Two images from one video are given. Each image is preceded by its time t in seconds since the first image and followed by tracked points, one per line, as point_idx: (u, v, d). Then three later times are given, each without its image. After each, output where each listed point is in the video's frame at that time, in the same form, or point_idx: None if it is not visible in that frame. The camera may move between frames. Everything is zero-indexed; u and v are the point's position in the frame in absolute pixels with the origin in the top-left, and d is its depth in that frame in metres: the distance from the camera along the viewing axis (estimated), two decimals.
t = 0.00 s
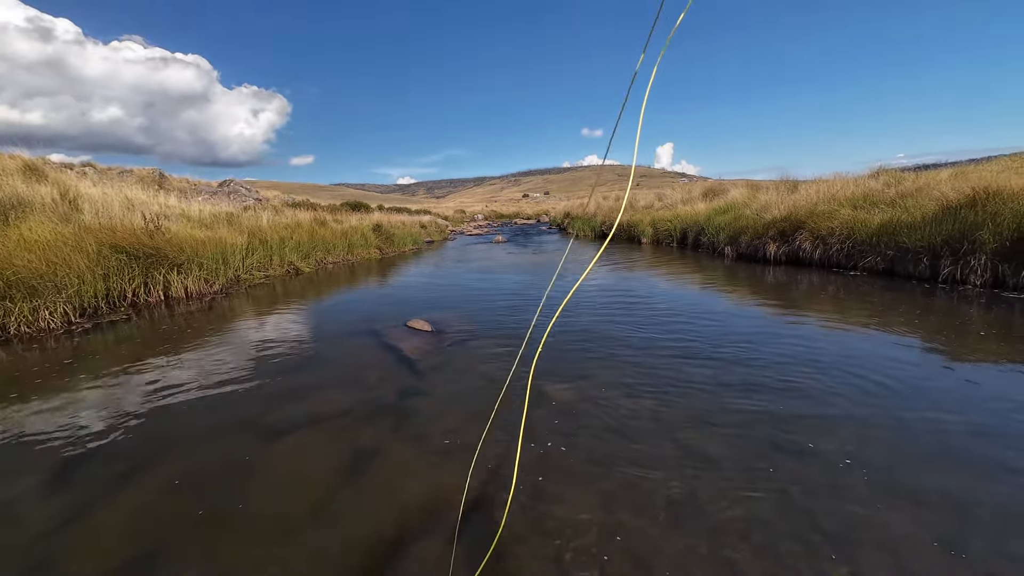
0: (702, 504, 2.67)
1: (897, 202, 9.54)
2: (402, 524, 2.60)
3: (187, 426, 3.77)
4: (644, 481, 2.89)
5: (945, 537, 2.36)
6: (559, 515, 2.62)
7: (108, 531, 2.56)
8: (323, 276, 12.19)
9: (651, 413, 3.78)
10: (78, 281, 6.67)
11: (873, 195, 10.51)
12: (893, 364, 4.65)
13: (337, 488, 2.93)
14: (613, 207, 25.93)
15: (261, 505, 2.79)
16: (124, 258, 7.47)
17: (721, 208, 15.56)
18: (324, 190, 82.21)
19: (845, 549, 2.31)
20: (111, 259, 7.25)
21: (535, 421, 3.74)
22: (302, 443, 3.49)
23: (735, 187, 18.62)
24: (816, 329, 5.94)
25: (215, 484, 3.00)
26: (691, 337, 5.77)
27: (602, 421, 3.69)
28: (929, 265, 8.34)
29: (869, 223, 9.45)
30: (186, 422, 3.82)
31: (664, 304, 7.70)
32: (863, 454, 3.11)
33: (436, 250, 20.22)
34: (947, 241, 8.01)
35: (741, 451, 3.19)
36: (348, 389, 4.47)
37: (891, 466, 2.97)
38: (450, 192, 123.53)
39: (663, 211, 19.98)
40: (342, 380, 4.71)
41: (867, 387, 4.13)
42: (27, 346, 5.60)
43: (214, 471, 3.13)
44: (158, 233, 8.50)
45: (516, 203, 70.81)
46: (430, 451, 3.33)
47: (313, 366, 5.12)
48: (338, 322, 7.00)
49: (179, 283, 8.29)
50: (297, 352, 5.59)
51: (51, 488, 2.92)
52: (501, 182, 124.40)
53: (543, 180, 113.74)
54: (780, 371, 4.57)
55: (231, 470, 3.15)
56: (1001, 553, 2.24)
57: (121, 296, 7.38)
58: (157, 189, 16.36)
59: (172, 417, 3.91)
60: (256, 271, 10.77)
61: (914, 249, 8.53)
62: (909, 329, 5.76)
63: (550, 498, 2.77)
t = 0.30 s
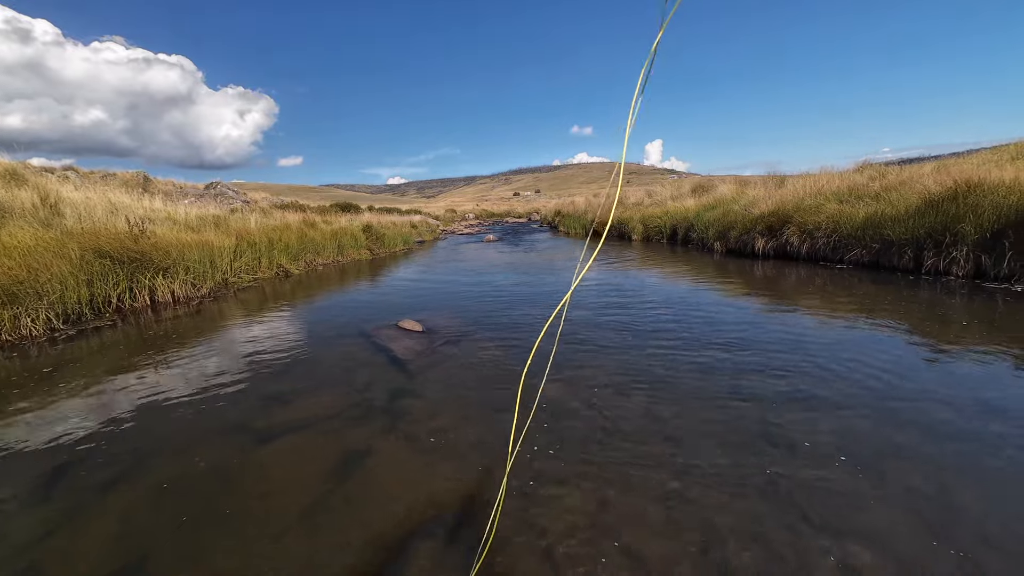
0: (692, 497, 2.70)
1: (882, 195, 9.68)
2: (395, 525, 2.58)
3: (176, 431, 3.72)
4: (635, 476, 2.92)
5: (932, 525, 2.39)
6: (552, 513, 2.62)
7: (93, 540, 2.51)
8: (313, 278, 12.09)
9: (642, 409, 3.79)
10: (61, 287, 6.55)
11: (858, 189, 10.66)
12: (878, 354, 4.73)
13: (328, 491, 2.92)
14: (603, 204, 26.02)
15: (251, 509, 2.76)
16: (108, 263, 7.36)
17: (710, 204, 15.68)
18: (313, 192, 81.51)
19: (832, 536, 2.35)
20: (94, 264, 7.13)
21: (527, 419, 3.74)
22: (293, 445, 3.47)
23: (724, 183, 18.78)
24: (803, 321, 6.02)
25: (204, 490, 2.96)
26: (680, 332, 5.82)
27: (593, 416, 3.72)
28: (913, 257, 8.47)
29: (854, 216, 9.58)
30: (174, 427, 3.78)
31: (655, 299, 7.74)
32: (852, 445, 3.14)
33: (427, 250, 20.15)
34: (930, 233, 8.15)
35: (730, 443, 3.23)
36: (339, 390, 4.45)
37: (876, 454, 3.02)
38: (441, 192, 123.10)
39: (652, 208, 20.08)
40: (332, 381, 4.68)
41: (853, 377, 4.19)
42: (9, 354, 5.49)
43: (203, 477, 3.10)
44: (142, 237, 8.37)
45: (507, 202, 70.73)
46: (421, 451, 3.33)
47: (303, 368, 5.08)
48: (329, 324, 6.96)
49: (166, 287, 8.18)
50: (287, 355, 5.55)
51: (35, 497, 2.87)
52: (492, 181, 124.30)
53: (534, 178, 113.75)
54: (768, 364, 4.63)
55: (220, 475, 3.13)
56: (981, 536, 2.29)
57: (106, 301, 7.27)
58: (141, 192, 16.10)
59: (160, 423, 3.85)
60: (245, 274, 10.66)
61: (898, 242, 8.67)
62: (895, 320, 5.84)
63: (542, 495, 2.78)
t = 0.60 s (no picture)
0: (685, 490, 2.72)
1: (866, 189, 9.84)
2: (389, 525, 2.57)
3: (164, 436, 3.67)
4: (629, 471, 2.93)
5: (918, 511, 2.44)
6: (546, 510, 2.63)
7: (80, 549, 2.47)
8: (302, 279, 11.96)
9: (634, 405, 3.82)
10: (42, 293, 6.41)
11: (843, 183, 10.82)
12: (865, 345, 4.81)
13: (321, 493, 2.89)
14: (593, 202, 26.11)
15: (243, 514, 2.73)
16: (91, 267, 7.21)
17: (698, 199, 15.81)
18: (300, 192, 80.62)
19: (823, 526, 2.39)
20: (76, 268, 6.99)
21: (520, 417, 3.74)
22: (284, 448, 3.43)
23: (712, 179, 18.94)
24: (792, 314, 6.10)
25: (194, 495, 2.92)
26: (672, 327, 5.86)
27: (586, 413, 3.73)
28: (897, 249, 8.63)
29: (840, 210, 9.73)
30: (163, 433, 3.72)
31: (645, 295, 7.78)
32: (840, 435, 3.19)
33: (418, 249, 20.05)
34: (914, 225, 8.30)
35: (722, 436, 3.26)
36: (331, 392, 4.41)
37: (865, 444, 3.07)
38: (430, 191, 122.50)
39: (642, 204, 20.19)
40: (324, 383, 4.64)
41: (841, 368, 4.26)
42: None
43: (193, 482, 3.05)
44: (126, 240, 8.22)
45: (496, 200, 70.57)
46: (415, 451, 3.32)
47: (294, 370, 5.03)
48: (319, 325, 6.90)
49: (151, 291, 8.05)
50: (277, 357, 5.49)
51: (19, 507, 2.81)
52: (481, 179, 124.01)
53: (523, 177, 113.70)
54: (758, 357, 4.68)
55: (211, 480, 3.08)
56: (966, 522, 2.34)
57: (89, 306, 7.14)
58: (123, 194, 15.79)
59: (148, 428, 3.80)
60: (232, 277, 10.52)
61: (882, 234, 8.82)
62: (880, 311, 5.94)
63: (537, 493, 2.78)
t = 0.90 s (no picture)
0: (679, 483, 2.74)
1: (851, 184, 9.97)
2: (383, 525, 2.55)
3: (150, 440, 3.59)
4: (622, 466, 2.94)
5: (909, 500, 2.47)
6: (541, 507, 2.62)
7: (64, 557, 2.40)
8: (291, 279, 11.82)
9: (627, 400, 3.82)
10: (22, 296, 6.25)
11: (828, 179, 10.96)
12: (853, 337, 4.88)
13: (313, 494, 2.86)
14: (583, 199, 26.15)
15: (232, 517, 2.68)
16: (72, 269, 7.05)
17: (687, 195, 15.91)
18: (288, 192, 79.74)
19: (814, 515, 2.41)
20: (57, 270, 6.83)
21: (514, 415, 3.73)
22: (275, 449, 3.39)
23: (701, 175, 19.08)
24: (781, 308, 6.17)
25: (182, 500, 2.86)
26: (663, 322, 5.90)
27: (580, 409, 3.73)
28: (882, 243, 8.77)
29: (826, 205, 9.85)
30: (150, 436, 3.65)
31: (636, 292, 7.81)
32: (831, 427, 3.22)
33: (408, 248, 19.94)
34: (898, 220, 8.43)
35: (714, 429, 3.29)
36: (322, 392, 4.37)
37: (854, 434, 3.11)
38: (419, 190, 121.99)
39: (632, 201, 20.28)
40: (315, 383, 4.59)
41: (829, 360, 4.31)
42: None
43: (181, 485, 3.00)
44: (109, 241, 8.04)
45: (486, 198, 70.43)
46: (409, 450, 3.30)
47: (283, 371, 4.96)
48: (309, 326, 6.83)
49: (135, 292, 7.89)
50: (267, 358, 5.42)
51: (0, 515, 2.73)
52: (471, 178, 123.69)
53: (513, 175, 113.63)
54: (748, 350, 4.73)
55: (200, 482, 3.03)
56: (952, 508, 2.39)
57: (72, 309, 6.98)
58: (105, 195, 15.46)
59: (134, 432, 3.72)
60: (219, 277, 10.37)
61: (867, 229, 8.96)
62: (867, 304, 6.02)
63: (532, 489, 2.79)
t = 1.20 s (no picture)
0: (674, 477, 2.76)
1: (840, 181, 10.10)
2: (380, 524, 2.55)
3: (140, 444, 3.54)
4: (619, 461, 2.95)
5: (900, 492, 2.51)
6: (539, 505, 2.62)
7: (56, 565, 2.36)
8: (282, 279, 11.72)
9: (622, 397, 3.84)
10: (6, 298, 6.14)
11: (818, 176, 11.09)
12: (843, 332, 4.95)
13: (309, 494, 2.85)
14: (575, 196, 26.20)
15: (226, 520, 2.65)
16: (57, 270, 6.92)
17: (679, 193, 16.00)
18: (277, 190, 78.95)
19: (807, 507, 2.45)
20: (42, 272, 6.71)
21: (509, 413, 3.72)
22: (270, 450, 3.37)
23: (692, 173, 19.21)
24: (772, 304, 6.23)
25: (174, 505, 2.82)
26: (657, 319, 5.94)
27: (575, 406, 3.75)
28: (871, 239, 8.89)
29: (816, 202, 9.97)
30: (142, 439, 3.61)
31: (629, 289, 7.85)
32: (823, 420, 3.26)
33: (401, 246, 19.84)
34: (886, 216, 8.56)
35: (709, 424, 3.32)
36: (316, 392, 4.34)
37: (845, 427, 3.16)
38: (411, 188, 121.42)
39: (623, 199, 20.34)
40: (309, 383, 4.57)
41: (820, 355, 4.38)
42: None
43: (175, 488, 2.98)
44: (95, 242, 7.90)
45: (478, 196, 70.28)
46: (405, 449, 3.29)
47: (276, 372, 4.91)
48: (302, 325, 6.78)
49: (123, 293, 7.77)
50: (260, 358, 5.38)
51: None
52: (463, 175, 123.30)
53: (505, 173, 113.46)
54: (741, 346, 4.78)
55: (194, 485, 3.01)
56: (941, 498, 2.43)
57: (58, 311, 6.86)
58: (90, 195, 15.17)
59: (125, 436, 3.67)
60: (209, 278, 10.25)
61: (856, 225, 9.08)
62: (856, 299, 6.10)
63: (529, 485, 2.79)
